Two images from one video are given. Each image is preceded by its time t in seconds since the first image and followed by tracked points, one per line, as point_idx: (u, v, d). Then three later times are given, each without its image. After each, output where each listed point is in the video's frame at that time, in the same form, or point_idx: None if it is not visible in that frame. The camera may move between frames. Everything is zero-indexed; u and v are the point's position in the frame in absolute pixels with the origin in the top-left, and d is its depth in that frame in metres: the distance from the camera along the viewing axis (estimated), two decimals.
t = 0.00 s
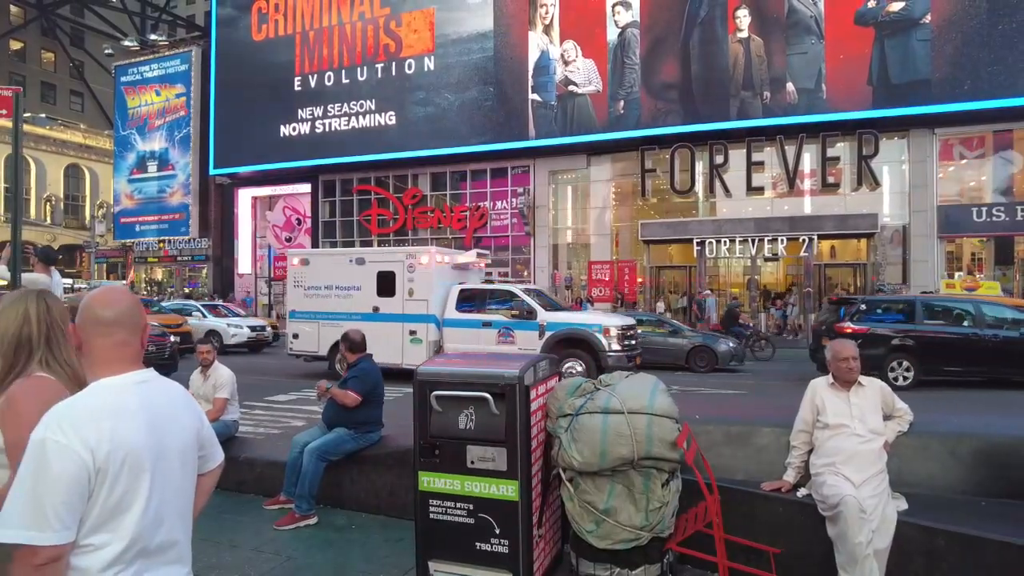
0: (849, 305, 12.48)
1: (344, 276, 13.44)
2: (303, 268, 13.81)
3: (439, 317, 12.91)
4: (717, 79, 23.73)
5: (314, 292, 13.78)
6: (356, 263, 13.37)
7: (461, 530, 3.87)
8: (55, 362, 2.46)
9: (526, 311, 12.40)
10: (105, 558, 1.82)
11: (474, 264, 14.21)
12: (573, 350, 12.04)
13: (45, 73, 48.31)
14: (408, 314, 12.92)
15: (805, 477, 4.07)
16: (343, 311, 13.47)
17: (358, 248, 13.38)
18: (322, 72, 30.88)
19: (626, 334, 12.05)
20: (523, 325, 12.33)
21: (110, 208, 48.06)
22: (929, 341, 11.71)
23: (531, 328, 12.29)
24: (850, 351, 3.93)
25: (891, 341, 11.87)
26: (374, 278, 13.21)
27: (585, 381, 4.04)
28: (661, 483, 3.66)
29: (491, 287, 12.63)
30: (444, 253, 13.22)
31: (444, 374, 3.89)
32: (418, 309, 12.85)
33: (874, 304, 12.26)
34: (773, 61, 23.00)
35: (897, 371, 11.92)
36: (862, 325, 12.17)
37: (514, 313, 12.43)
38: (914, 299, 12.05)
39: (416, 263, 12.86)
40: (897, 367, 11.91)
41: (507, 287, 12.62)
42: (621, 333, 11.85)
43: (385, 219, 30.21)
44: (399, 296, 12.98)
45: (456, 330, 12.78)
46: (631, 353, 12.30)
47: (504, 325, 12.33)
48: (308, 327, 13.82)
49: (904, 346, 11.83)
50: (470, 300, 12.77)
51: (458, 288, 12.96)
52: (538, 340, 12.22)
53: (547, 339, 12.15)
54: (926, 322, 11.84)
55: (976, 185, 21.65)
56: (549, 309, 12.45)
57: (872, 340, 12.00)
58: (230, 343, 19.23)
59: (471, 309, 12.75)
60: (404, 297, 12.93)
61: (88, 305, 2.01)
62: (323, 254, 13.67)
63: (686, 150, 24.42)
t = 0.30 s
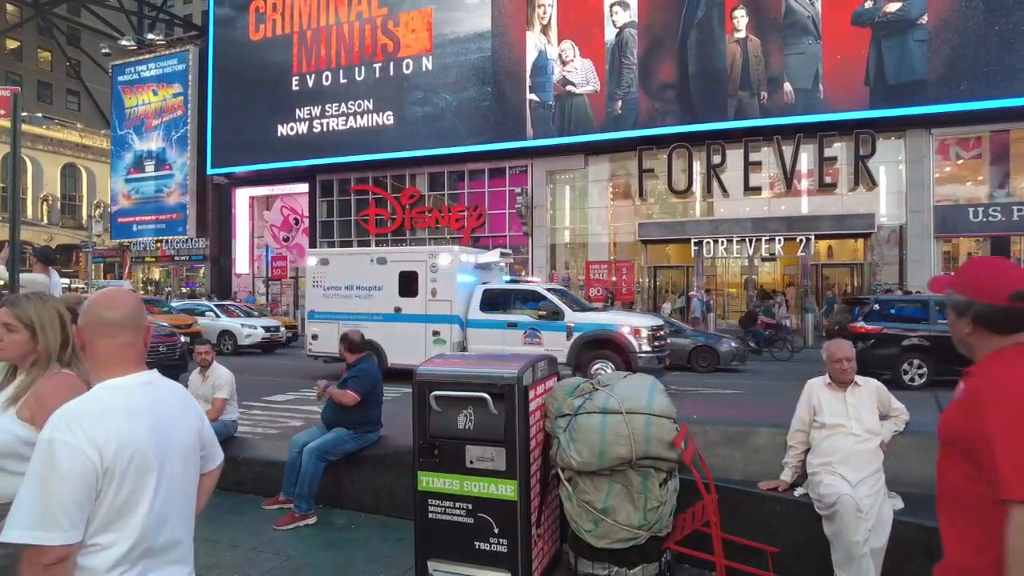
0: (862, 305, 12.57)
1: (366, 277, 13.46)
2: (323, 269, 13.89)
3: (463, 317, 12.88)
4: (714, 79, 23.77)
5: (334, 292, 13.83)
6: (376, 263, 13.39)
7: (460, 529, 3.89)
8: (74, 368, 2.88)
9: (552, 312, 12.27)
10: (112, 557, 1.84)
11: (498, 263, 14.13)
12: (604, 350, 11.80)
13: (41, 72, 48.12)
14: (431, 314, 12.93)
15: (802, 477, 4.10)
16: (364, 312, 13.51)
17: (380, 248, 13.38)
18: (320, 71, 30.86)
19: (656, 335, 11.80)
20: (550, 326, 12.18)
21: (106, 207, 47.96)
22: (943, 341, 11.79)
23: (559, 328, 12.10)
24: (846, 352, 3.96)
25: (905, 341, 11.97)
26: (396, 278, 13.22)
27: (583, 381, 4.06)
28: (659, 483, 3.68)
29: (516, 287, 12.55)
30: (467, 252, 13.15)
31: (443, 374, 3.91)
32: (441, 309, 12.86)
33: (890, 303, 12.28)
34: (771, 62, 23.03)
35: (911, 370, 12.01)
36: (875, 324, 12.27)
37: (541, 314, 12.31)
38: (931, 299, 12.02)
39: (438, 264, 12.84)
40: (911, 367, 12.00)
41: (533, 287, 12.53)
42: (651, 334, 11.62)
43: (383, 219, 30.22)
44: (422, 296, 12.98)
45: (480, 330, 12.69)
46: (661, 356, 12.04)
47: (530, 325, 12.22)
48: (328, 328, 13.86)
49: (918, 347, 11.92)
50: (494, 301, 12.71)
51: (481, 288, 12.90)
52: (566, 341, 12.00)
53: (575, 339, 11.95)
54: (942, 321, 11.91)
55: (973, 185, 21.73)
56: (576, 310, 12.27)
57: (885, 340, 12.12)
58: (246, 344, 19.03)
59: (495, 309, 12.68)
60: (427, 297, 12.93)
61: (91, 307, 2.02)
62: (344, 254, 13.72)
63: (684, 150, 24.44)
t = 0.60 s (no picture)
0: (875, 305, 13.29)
1: (388, 276, 13.38)
2: (344, 268, 13.78)
3: (488, 318, 12.70)
4: (709, 80, 23.82)
5: (355, 292, 13.72)
6: (400, 262, 13.32)
7: (453, 530, 3.91)
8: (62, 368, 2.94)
9: (582, 312, 11.96)
10: (103, 560, 1.85)
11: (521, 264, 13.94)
12: (636, 351, 11.56)
13: (36, 72, 47.89)
14: (456, 315, 12.80)
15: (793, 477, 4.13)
16: (387, 312, 13.44)
17: (402, 247, 13.32)
18: (315, 71, 30.83)
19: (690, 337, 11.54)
20: (580, 327, 11.86)
21: (101, 207, 47.79)
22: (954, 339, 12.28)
23: (588, 330, 11.80)
24: (834, 353, 4.00)
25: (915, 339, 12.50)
26: (419, 278, 13.14)
27: (576, 382, 4.08)
28: (650, 483, 3.71)
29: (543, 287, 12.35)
30: (493, 251, 12.98)
31: (435, 375, 3.93)
32: (467, 310, 12.70)
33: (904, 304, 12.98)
34: (766, 62, 23.09)
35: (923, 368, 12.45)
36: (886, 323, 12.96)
37: (570, 314, 12.01)
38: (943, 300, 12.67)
39: (463, 263, 12.71)
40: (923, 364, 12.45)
41: (559, 287, 12.31)
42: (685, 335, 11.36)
43: (379, 219, 30.20)
44: (447, 296, 12.86)
45: (506, 331, 12.45)
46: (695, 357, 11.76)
47: (558, 326, 11.93)
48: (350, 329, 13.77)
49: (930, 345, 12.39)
50: (520, 301, 12.49)
51: (507, 288, 12.68)
52: (596, 343, 11.75)
53: (606, 340, 11.69)
54: (951, 321, 12.48)
55: (968, 184, 21.79)
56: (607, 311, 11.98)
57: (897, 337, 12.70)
58: (254, 344, 19.03)
59: (523, 310, 12.44)
60: (452, 297, 12.81)
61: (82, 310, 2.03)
62: (365, 254, 13.62)
63: (679, 150, 24.47)
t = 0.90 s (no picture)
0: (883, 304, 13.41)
1: (412, 276, 13.30)
2: (366, 267, 13.68)
3: (516, 318, 12.67)
4: (702, 80, 23.87)
5: (377, 291, 13.66)
6: (424, 261, 13.23)
7: (443, 529, 3.90)
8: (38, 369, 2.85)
9: (614, 313, 11.97)
10: (85, 559, 1.84)
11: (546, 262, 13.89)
12: (670, 352, 11.53)
13: (26, 71, 47.54)
14: (482, 315, 12.74)
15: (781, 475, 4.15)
16: (410, 312, 13.37)
17: (426, 246, 13.23)
18: (308, 71, 30.76)
19: (725, 337, 11.53)
20: (612, 327, 11.88)
21: (92, 207, 47.52)
22: (962, 339, 12.41)
23: (621, 330, 11.82)
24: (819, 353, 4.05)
25: (923, 340, 12.67)
26: (444, 277, 13.06)
27: (565, 381, 4.09)
28: (639, 482, 3.71)
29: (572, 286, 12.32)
30: (519, 250, 12.90)
31: (424, 374, 3.93)
32: (494, 309, 12.65)
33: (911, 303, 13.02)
34: (758, 62, 23.16)
35: (931, 369, 12.65)
36: (895, 323, 13.03)
37: (602, 314, 12.02)
38: (950, 299, 12.75)
39: (490, 262, 12.63)
40: (930, 365, 12.65)
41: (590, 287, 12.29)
42: (721, 335, 11.36)
43: (372, 219, 30.15)
44: (473, 296, 12.78)
45: (536, 331, 12.45)
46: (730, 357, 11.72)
47: (590, 326, 11.94)
48: (372, 329, 13.71)
49: (937, 345, 12.58)
50: (549, 300, 12.47)
51: (535, 287, 12.64)
52: (629, 343, 11.76)
53: (639, 341, 11.68)
54: (960, 321, 12.51)
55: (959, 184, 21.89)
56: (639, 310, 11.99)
57: (907, 338, 12.82)
58: (260, 345, 18.89)
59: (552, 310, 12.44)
60: (478, 297, 12.74)
61: (65, 306, 2.02)
62: (387, 253, 13.51)
63: (671, 150, 24.54)
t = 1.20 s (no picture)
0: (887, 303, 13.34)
1: (435, 275, 12.78)
2: (388, 266, 13.18)
3: (545, 319, 12.25)
4: (691, 80, 23.94)
5: (398, 291, 13.17)
6: (448, 259, 12.69)
7: (429, 529, 3.89)
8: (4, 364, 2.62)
9: (650, 313, 11.94)
10: (60, 561, 1.82)
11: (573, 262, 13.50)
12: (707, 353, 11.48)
13: (11, 68, 47.03)
14: (510, 315, 12.23)
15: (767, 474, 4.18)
16: (434, 312, 12.84)
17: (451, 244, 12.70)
18: (297, 70, 30.61)
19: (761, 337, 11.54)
20: (647, 328, 11.86)
21: (78, 206, 47.08)
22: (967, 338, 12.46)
23: (657, 330, 11.79)
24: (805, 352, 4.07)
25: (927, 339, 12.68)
26: (469, 275, 12.51)
27: (551, 381, 4.09)
28: (625, 481, 3.72)
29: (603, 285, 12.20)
30: (549, 248, 12.41)
31: (410, 374, 3.91)
32: (523, 310, 12.18)
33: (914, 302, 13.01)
34: (747, 63, 23.27)
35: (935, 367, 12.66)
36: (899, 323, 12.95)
37: (638, 314, 11.99)
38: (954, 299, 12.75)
39: (519, 260, 12.12)
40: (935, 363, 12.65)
41: (624, 286, 12.24)
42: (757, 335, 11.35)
43: (361, 218, 30.06)
44: (501, 295, 12.25)
45: (565, 332, 12.17)
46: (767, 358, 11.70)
47: (625, 327, 11.89)
48: (395, 329, 13.18)
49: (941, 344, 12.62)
50: (581, 300, 12.24)
51: (565, 287, 12.37)
52: (664, 343, 11.72)
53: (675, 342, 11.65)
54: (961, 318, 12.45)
55: (946, 184, 22.08)
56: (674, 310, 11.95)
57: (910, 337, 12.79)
58: (259, 346, 18.77)
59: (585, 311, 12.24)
60: (506, 297, 12.22)
61: (44, 303, 2.01)
62: (410, 252, 13.01)
63: (660, 150, 24.62)
